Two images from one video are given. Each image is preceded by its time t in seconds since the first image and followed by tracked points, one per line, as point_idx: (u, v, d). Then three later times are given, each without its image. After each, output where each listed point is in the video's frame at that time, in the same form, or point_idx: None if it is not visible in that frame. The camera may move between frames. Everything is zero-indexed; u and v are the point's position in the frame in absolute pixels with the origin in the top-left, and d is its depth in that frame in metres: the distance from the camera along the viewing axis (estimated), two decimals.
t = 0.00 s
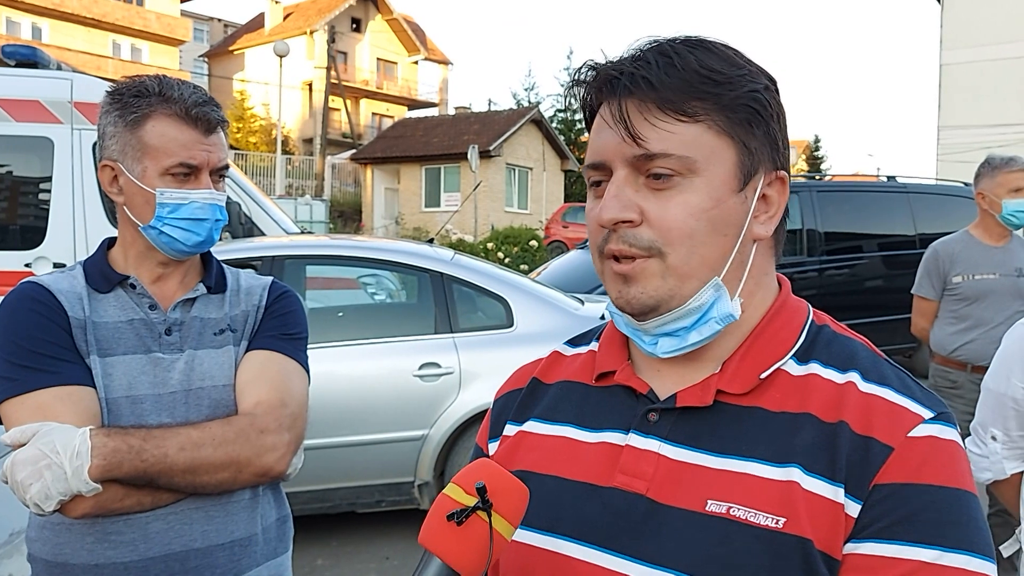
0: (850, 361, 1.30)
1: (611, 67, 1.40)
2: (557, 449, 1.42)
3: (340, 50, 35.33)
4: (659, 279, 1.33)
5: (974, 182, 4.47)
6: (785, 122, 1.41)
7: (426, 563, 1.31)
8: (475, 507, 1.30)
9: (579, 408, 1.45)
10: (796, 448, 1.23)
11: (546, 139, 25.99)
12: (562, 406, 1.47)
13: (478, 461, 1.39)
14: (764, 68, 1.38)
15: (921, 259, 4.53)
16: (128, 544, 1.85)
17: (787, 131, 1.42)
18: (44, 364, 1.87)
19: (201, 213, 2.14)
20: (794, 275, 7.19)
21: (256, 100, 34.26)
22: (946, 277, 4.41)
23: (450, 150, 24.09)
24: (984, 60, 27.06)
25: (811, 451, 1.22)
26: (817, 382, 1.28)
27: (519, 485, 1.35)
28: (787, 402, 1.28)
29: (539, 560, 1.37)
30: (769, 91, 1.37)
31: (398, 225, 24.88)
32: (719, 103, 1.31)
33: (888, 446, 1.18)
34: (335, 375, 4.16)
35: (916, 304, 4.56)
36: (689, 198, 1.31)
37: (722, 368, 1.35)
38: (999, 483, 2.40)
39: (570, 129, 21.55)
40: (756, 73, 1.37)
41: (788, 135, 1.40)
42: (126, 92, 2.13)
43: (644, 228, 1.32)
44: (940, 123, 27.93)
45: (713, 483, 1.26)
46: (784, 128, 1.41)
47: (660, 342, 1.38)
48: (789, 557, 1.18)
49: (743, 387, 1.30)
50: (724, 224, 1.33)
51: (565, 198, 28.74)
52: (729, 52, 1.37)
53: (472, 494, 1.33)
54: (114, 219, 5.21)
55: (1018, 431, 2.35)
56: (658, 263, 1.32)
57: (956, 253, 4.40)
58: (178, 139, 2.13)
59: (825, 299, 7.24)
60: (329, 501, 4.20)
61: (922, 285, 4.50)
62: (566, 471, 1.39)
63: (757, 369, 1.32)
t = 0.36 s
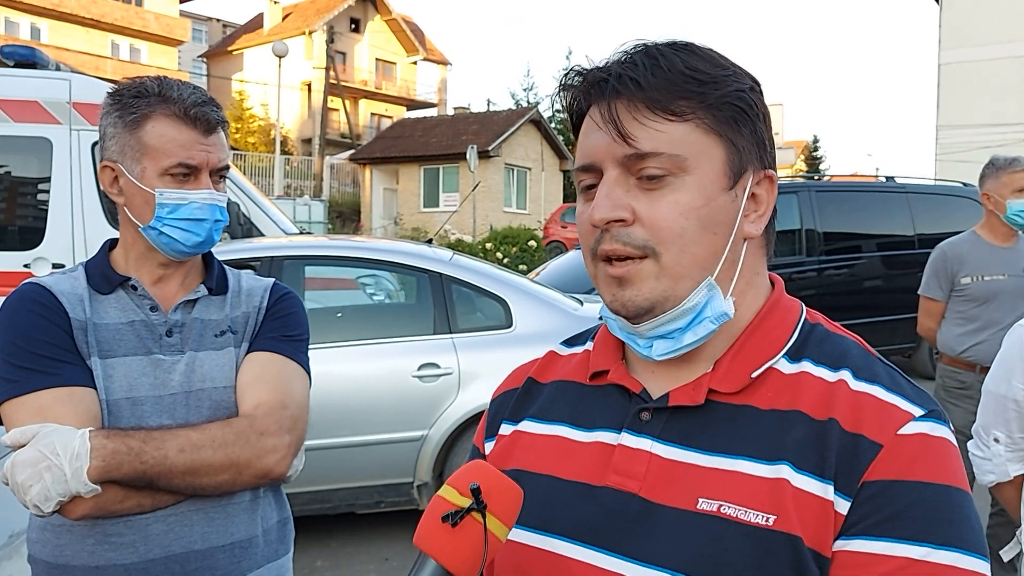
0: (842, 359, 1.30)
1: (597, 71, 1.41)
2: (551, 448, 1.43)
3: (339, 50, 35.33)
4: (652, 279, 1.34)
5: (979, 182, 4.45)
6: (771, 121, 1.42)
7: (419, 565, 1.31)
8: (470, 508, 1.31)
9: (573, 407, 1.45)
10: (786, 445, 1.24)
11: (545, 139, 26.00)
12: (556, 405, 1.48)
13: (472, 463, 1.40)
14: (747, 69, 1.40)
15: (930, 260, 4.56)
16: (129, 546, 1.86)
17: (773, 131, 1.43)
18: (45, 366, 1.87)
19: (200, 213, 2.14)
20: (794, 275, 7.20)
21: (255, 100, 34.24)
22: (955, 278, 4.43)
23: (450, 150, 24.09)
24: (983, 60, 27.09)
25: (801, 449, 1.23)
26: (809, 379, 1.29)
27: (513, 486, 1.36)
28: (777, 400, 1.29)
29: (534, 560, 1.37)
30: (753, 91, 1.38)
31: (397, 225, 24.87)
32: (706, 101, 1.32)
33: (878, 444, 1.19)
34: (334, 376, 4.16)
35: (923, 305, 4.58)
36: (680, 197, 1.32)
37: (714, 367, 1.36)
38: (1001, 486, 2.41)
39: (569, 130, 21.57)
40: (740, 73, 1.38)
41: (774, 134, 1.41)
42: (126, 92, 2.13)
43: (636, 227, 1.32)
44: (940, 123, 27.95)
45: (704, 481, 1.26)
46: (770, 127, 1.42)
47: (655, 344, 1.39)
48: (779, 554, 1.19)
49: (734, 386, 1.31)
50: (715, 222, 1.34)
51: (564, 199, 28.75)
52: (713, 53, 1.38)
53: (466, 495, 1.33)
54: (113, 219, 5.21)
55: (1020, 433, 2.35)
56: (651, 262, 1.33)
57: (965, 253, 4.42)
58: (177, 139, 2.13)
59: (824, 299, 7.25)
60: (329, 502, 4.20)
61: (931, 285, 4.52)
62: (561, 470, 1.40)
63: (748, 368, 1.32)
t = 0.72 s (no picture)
0: (849, 361, 1.30)
1: (618, 66, 1.40)
2: (553, 446, 1.43)
3: (339, 50, 35.34)
4: (667, 281, 1.34)
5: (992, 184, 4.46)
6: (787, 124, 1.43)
7: None
8: (469, 528, 1.30)
9: (573, 405, 1.45)
10: (796, 447, 1.24)
11: (545, 139, 26.01)
12: (556, 404, 1.48)
13: (471, 483, 1.40)
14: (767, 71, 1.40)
15: (943, 259, 4.58)
16: (127, 547, 1.85)
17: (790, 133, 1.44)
18: (45, 365, 1.87)
19: (181, 212, 2.12)
20: (793, 275, 7.20)
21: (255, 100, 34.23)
22: (966, 277, 4.45)
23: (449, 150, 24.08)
24: (983, 60, 27.13)
25: (810, 451, 1.23)
26: (816, 381, 1.29)
27: (512, 507, 1.36)
28: (785, 401, 1.29)
29: (537, 561, 1.37)
30: (774, 93, 1.38)
31: (397, 225, 24.86)
32: (728, 102, 1.32)
33: (890, 446, 1.19)
34: (334, 376, 4.16)
35: (934, 302, 4.62)
36: (699, 198, 1.32)
37: (720, 367, 1.36)
38: (1001, 487, 2.41)
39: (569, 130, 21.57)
40: (761, 75, 1.38)
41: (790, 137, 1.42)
42: (117, 91, 2.14)
43: (654, 228, 1.32)
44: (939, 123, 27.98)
45: (713, 483, 1.26)
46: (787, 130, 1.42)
47: (664, 345, 1.38)
48: (789, 557, 1.19)
49: (740, 386, 1.31)
50: (733, 225, 1.34)
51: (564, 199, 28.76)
52: (735, 53, 1.38)
53: (466, 515, 1.33)
54: (112, 219, 5.21)
55: (1021, 434, 2.35)
56: (667, 264, 1.33)
57: (978, 253, 4.43)
58: (158, 138, 2.12)
59: (824, 300, 7.25)
60: (329, 503, 4.20)
61: (942, 284, 4.56)
62: (562, 470, 1.40)
63: (755, 369, 1.32)
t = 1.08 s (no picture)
0: (856, 362, 1.31)
1: (625, 66, 1.40)
2: (557, 447, 1.43)
3: (338, 50, 35.36)
4: (673, 282, 1.34)
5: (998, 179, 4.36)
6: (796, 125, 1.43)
7: None
8: (469, 521, 1.31)
9: (577, 405, 1.46)
10: (803, 449, 1.24)
11: (545, 139, 26.02)
12: (560, 404, 1.48)
13: (470, 476, 1.41)
14: (777, 71, 1.40)
15: (943, 255, 4.57)
16: (128, 545, 1.86)
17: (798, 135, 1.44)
18: (48, 363, 1.88)
19: (175, 211, 2.12)
20: (793, 275, 7.20)
21: (254, 101, 34.23)
22: (963, 274, 4.45)
23: (450, 151, 24.09)
24: (982, 60, 27.15)
25: (817, 453, 1.23)
26: (823, 382, 1.29)
27: (513, 498, 1.37)
28: (791, 403, 1.29)
29: (540, 561, 1.38)
30: (783, 95, 1.38)
31: (397, 225, 24.86)
32: (736, 104, 1.33)
33: (897, 448, 1.19)
34: (335, 376, 4.16)
35: (932, 298, 4.63)
36: (707, 201, 1.33)
37: (725, 368, 1.36)
38: (1003, 487, 2.42)
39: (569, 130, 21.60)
40: (770, 76, 1.38)
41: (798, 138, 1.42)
42: (116, 92, 2.15)
43: (661, 230, 1.32)
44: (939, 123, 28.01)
45: (719, 484, 1.26)
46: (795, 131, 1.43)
47: (668, 345, 1.39)
48: (796, 558, 1.19)
49: (747, 388, 1.31)
50: (740, 227, 1.35)
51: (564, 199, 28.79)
52: (743, 55, 1.38)
53: (466, 508, 1.34)
54: (112, 220, 5.21)
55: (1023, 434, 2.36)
56: (673, 266, 1.33)
57: (978, 251, 4.40)
58: (154, 137, 2.12)
59: (824, 300, 7.25)
60: (329, 503, 4.20)
61: (940, 279, 4.56)
62: (566, 470, 1.40)
63: (762, 370, 1.32)
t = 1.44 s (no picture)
0: (855, 362, 1.31)
1: (621, 65, 1.40)
2: (558, 448, 1.43)
3: (339, 50, 35.38)
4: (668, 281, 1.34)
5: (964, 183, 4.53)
6: (793, 123, 1.43)
7: None
8: (470, 524, 1.31)
9: (577, 407, 1.46)
10: (802, 449, 1.24)
11: (545, 140, 26.03)
12: (561, 405, 1.48)
13: (471, 479, 1.40)
14: (772, 69, 1.40)
15: (915, 259, 4.60)
16: (125, 545, 1.86)
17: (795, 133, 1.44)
18: (48, 361, 1.88)
19: (173, 211, 2.11)
20: (793, 276, 7.20)
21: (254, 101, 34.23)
22: (936, 276, 4.47)
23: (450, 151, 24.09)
24: (982, 60, 27.18)
25: (816, 452, 1.23)
26: (822, 382, 1.29)
27: (515, 502, 1.37)
28: (791, 403, 1.29)
29: (538, 561, 1.38)
30: (778, 92, 1.38)
31: (397, 225, 24.86)
32: (731, 103, 1.32)
33: (896, 447, 1.19)
34: (334, 376, 4.16)
35: (909, 302, 4.64)
36: (701, 200, 1.33)
37: (725, 368, 1.36)
38: (1003, 489, 2.42)
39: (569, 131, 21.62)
40: (765, 73, 1.38)
41: (795, 136, 1.42)
42: (116, 92, 2.15)
43: (656, 229, 1.33)
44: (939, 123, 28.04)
45: (718, 484, 1.26)
46: (792, 129, 1.42)
47: (667, 344, 1.39)
48: (795, 558, 1.20)
49: (747, 388, 1.31)
50: (735, 226, 1.35)
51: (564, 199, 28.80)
52: (738, 53, 1.38)
53: (467, 512, 1.34)
54: (112, 220, 5.21)
55: None
56: (669, 264, 1.33)
57: (948, 253, 4.45)
58: (151, 137, 2.12)
59: (824, 300, 7.24)
60: (329, 503, 4.20)
61: (914, 283, 4.58)
62: (566, 471, 1.40)
63: (761, 370, 1.32)
